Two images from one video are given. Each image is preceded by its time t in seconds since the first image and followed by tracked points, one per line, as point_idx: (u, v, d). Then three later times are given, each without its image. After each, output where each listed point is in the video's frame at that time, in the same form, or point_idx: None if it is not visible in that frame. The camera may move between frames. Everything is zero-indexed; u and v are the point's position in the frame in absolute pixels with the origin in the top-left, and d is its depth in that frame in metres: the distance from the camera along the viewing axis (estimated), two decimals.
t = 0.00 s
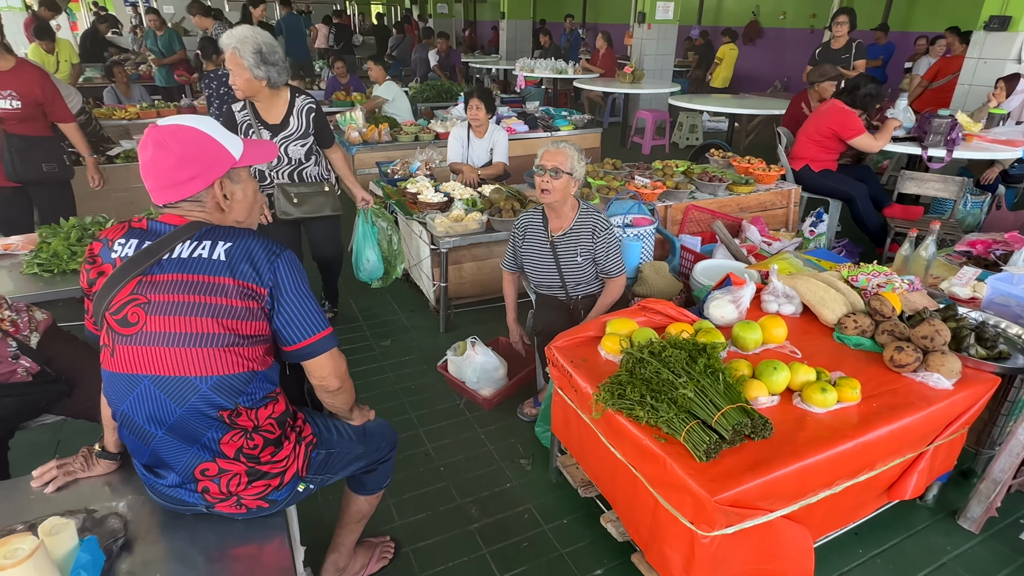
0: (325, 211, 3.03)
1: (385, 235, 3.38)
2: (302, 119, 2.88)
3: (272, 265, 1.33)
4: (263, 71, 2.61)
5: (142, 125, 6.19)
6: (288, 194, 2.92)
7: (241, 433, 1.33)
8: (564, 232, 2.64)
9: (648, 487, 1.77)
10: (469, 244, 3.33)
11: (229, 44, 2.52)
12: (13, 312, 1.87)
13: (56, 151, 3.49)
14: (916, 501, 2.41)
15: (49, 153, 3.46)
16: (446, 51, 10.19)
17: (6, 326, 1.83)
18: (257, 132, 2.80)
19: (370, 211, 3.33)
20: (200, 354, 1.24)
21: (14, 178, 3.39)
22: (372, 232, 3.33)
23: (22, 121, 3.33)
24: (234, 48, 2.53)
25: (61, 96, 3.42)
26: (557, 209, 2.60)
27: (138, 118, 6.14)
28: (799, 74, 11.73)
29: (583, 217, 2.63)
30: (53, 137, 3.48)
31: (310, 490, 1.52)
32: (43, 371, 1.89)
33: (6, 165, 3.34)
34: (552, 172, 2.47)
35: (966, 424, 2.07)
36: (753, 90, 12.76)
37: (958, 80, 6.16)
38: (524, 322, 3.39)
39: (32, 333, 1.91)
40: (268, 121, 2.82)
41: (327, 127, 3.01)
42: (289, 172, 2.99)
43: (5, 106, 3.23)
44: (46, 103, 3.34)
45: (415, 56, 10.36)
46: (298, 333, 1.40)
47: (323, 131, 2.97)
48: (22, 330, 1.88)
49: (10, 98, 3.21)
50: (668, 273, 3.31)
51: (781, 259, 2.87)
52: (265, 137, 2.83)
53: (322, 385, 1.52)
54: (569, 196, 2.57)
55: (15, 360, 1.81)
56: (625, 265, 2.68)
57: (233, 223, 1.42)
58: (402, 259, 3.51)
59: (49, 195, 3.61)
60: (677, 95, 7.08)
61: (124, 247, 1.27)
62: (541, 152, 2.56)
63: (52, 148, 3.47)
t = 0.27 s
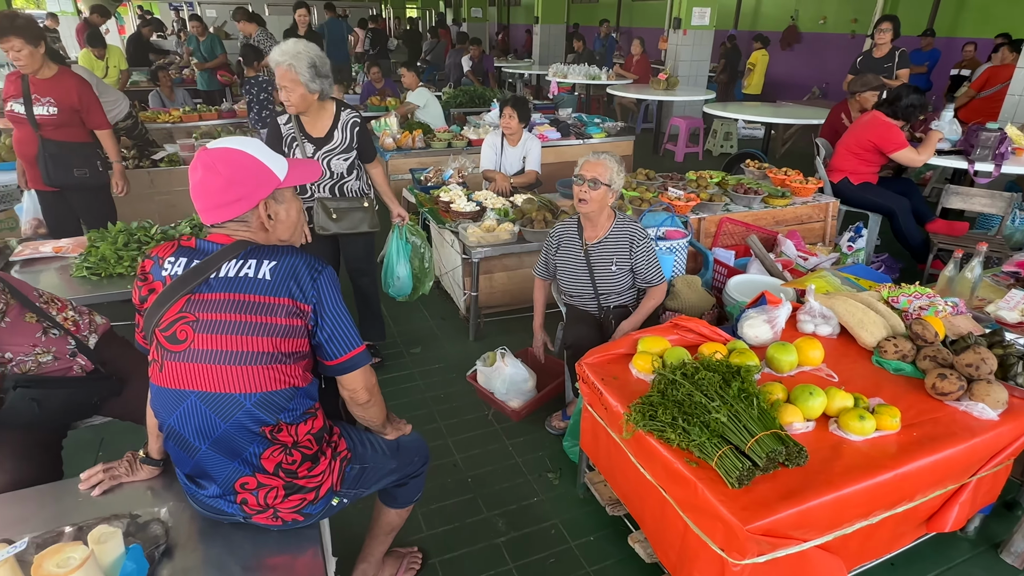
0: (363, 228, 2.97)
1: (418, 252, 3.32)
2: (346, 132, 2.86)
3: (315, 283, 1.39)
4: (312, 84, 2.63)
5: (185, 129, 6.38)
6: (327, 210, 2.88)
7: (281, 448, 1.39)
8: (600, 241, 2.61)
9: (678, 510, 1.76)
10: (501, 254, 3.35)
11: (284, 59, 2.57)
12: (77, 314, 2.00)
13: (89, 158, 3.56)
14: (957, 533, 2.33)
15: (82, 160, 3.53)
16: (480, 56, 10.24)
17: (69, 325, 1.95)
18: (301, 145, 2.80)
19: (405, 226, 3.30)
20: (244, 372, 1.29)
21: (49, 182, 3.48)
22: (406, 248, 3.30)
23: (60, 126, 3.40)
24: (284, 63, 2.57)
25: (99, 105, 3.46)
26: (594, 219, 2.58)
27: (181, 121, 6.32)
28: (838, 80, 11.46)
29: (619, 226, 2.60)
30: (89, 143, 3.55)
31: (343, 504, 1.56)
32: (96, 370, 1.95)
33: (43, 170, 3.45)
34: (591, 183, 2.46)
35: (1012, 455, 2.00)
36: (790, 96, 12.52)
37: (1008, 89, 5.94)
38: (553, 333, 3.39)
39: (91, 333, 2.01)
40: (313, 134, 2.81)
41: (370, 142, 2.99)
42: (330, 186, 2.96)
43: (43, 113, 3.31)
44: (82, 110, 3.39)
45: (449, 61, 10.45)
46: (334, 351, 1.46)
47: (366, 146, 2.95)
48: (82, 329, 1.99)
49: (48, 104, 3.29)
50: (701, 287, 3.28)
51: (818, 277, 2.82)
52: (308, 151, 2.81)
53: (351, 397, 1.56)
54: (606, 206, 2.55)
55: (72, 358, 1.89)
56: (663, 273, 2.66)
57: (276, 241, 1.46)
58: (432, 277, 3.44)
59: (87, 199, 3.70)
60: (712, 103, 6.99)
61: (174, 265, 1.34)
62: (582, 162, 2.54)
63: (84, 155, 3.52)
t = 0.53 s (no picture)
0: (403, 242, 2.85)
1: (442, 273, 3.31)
2: (392, 146, 2.86)
3: (343, 297, 1.42)
4: (367, 99, 2.64)
5: (217, 128, 6.51)
6: (369, 221, 2.79)
7: (310, 458, 1.43)
8: (624, 249, 2.59)
9: (698, 530, 1.76)
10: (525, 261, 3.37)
11: (355, 73, 2.62)
12: (113, 321, 2.05)
13: (116, 162, 3.65)
14: (985, 558, 2.29)
15: (108, 164, 3.62)
16: (506, 56, 10.24)
17: (106, 333, 2.02)
18: (346, 155, 2.80)
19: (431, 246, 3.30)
20: (276, 385, 1.34)
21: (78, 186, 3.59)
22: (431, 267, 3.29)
23: (89, 131, 3.52)
24: (347, 83, 2.62)
25: (125, 109, 3.59)
26: (618, 228, 2.57)
27: (213, 121, 6.46)
28: (872, 82, 11.21)
29: (644, 236, 2.58)
30: (118, 147, 3.66)
31: (367, 514, 1.60)
32: (131, 379, 2.05)
33: (73, 174, 3.57)
34: (616, 193, 2.45)
35: None
36: (821, 97, 12.29)
37: None
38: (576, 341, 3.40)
39: (126, 341, 2.08)
40: (359, 145, 2.81)
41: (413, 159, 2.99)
42: (371, 199, 2.92)
43: (72, 118, 3.42)
44: (110, 114, 3.51)
45: (475, 61, 10.47)
46: (362, 359, 1.49)
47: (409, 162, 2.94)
48: (117, 337, 2.05)
49: (77, 110, 3.41)
50: (726, 298, 3.25)
51: (846, 292, 2.78)
52: (354, 161, 2.80)
53: (374, 402, 1.58)
54: (631, 216, 2.54)
55: (108, 366, 1.98)
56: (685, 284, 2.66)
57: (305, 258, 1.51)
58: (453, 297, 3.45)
59: (117, 202, 3.80)
60: (740, 106, 6.89)
61: (208, 282, 1.38)
62: (607, 172, 2.53)
63: (112, 158, 3.62)
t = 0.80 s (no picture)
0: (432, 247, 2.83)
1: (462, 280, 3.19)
2: (423, 150, 2.79)
3: (362, 306, 1.43)
4: (408, 105, 2.51)
5: (238, 122, 6.57)
6: (400, 227, 2.74)
7: (327, 465, 1.46)
8: (640, 253, 2.58)
9: (712, 540, 1.75)
10: (542, 261, 3.36)
11: (403, 79, 2.44)
12: (130, 326, 2.08)
13: (134, 159, 3.70)
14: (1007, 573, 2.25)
15: (127, 162, 3.68)
16: (526, 50, 10.17)
17: (124, 339, 2.04)
18: (378, 160, 2.71)
19: (452, 252, 3.20)
20: (295, 392, 1.36)
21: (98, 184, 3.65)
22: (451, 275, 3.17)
23: (108, 129, 3.60)
24: (392, 89, 2.44)
25: (143, 107, 3.65)
26: (633, 231, 2.55)
27: (235, 115, 6.52)
28: (900, 76, 10.95)
29: (660, 239, 2.56)
30: (137, 145, 3.72)
31: (384, 519, 1.62)
32: (154, 385, 2.09)
33: (93, 172, 3.62)
34: (631, 197, 2.43)
35: None
36: (846, 91, 12.06)
37: None
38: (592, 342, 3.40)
39: (144, 345, 2.12)
40: (392, 150, 2.72)
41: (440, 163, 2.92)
42: (401, 203, 2.85)
43: (91, 116, 3.51)
44: (128, 112, 3.58)
45: (495, 54, 10.41)
46: (381, 368, 1.50)
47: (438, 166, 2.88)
48: (136, 342, 2.09)
49: (96, 108, 3.49)
50: (745, 301, 3.22)
51: (868, 298, 2.74)
52: (385, 166, 2.73)
53: (391, 410, 1.60)
54: (646, 219, 2.51)
55: (131, 373, 2.02)
56: (701, 288, 2.63)
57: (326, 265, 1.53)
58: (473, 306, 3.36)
59: (138, 199, 3.86)
60: (763, 102, 6.78)
61: (231, 289, 1.40)
62: (621, 174, 2.51)
63: (129, 155, 3.68)
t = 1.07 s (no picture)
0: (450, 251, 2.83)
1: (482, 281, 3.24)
2: (437, 152, 2.76)
3: (375, 313, 1.44)
4: (427, 108, 2.48)
5: (251, 114, 6.59)
6: (421, 232, 2.73)
7: (338, 469, 1.48)
8: (650, 253, 2.56)
9: (722, 545, 1.75)
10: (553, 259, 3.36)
11: (422, 83, 2.42)
12: (151, 326, 2.12)
13: (144, 155, 3.73)
14: None
15: (137, 157, 3.70)
16: (538, 40, 10.09)
17: (146, 340, 2.08)
18: (394, 165, 2.66)
19: (470, 253, 3.22)
20: (308, 397, 1.38)
21: (111, 178, 3.70)
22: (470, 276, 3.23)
23: (119, 124, 3.62)
24: (411, 93, 2.42)
25: (153, 101, 3.66)
26: (642, 232, 2.53)
27: (247, 106, 6.54)
28: (919, 66, 10.73)
29: (670, 239, 2.53)
30: (147, 140, 3.75)
31: (396, 520, 1.64)
32: (174, 387, 2.14)
33: (105, 167, 3.66)
34: (640, 197, 2.41)
35: None
36: (864, 81, 11.86)
37: None
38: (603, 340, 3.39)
39: (165, 345, 2.15)
40: (407, 153, 2.68)
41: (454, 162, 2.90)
42: (419, 208, 2.82)
43: (102, 111, 3.54)
44: (137, 107, 3.59)
45: (507, 45, 10.34)
46: (393, 373, 1.51)
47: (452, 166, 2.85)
48: (158, 342, 2.12)
49: (106, 104, 3.52)
50: (758, 300, 3.19)
51: (883, 299, 2.71)
52: (402, 171, 2.68)
53: (403, 415, 1.61)
54: (655, 219, 2.49)
55: (152, 374, 2.06)
56: (712, 289, 2.61)
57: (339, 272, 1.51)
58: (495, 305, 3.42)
59: (151, 192, 3.90)
60: (779, 95, 6.68)
61: (244, 293, 1.42)
62: (629, 175, 2.49)
63: (140, 149, 3.71)
